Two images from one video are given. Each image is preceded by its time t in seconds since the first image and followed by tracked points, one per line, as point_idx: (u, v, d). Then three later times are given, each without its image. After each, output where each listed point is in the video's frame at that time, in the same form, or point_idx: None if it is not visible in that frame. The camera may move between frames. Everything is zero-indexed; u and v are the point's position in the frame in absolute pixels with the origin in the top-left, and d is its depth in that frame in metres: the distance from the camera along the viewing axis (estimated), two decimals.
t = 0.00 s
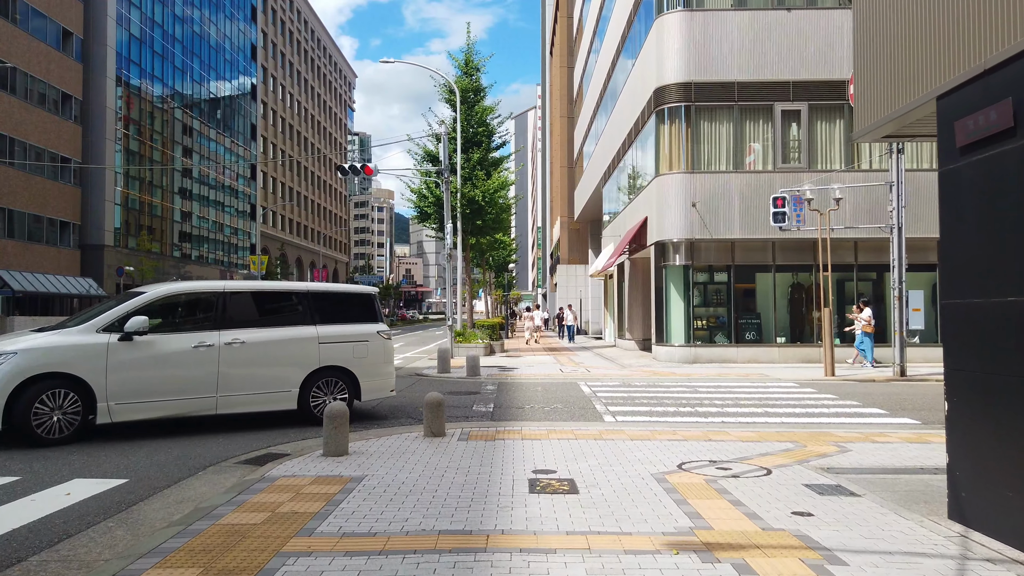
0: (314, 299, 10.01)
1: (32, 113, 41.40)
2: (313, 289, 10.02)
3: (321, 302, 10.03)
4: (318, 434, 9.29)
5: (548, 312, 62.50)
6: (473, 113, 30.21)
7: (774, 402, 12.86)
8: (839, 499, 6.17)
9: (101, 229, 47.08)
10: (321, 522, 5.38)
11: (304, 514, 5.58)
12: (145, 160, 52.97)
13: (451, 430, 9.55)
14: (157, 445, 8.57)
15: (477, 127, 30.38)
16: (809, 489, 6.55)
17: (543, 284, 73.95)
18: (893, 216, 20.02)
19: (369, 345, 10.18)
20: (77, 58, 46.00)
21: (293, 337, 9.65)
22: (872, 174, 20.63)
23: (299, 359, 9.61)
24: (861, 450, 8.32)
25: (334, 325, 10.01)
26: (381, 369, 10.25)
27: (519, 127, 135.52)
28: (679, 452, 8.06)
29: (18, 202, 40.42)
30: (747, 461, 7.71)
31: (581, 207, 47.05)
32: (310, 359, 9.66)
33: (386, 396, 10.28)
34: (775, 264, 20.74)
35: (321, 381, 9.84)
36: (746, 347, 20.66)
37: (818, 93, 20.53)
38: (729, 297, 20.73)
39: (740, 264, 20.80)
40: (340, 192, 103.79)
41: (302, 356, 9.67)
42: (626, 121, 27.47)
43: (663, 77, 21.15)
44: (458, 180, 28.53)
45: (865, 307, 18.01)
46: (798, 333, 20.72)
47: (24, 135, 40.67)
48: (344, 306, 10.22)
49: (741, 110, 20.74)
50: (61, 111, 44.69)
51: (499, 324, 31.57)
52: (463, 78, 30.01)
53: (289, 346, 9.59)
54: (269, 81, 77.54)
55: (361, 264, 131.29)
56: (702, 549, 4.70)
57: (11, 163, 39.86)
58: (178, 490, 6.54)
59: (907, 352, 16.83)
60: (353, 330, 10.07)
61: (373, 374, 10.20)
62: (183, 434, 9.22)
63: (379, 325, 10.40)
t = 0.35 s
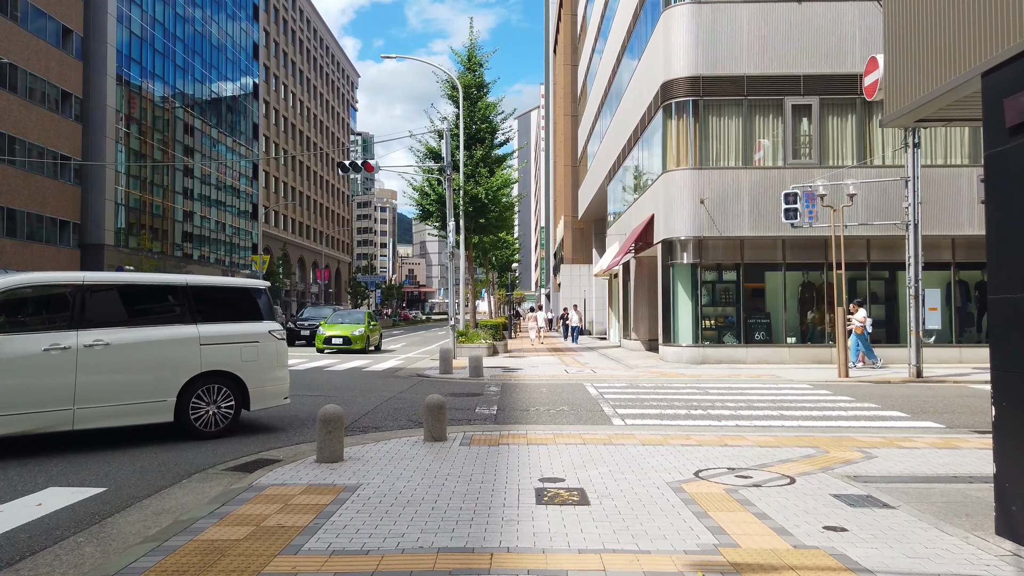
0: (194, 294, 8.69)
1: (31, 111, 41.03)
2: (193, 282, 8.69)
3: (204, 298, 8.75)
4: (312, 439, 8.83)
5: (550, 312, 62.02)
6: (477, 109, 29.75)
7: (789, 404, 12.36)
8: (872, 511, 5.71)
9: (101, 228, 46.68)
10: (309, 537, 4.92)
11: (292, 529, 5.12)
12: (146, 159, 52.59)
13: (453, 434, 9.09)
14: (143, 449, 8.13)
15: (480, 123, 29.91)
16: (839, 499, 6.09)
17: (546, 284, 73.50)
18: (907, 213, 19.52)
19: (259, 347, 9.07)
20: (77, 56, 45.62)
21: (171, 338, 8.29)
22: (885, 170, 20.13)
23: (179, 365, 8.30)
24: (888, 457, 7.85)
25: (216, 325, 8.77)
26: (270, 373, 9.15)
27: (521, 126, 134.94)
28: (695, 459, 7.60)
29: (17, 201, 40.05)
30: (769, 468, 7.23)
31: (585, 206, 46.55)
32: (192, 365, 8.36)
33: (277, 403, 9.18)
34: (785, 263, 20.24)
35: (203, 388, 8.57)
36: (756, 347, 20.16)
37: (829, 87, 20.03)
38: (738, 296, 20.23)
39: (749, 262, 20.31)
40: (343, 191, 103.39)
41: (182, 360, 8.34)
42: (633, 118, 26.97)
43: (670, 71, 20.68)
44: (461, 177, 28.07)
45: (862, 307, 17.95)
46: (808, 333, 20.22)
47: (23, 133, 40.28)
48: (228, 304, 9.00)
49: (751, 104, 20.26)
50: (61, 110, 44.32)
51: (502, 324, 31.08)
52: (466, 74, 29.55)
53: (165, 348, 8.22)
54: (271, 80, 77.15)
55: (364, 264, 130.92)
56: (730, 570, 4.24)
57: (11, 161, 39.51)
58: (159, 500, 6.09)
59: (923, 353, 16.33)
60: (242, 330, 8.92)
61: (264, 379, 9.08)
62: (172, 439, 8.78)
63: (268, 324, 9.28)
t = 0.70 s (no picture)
0: (42, 289, 7.23)
1: (34, 109, 40.67)
2: (39, 275, 7.22)
3: (54, 295, 7.28)
4: (310, 445, 8.36)
5: (556, 312, 61.53)
6: (482, 105, 29.29)
7: (810, 408, 11.85)
8: (917, 529, 5.25)
9: (104, 227, 46.36)
10: (299, 561, 4.45)
11: (283, 550, 4.66)
12: (149, 158, 52.24)
13: (458, 440, 8.63)
14: (130, 457, 7.64)
15: (486, 120, 29.46)
16: (879, 515, 5.62)
17: (552, 283, 73.01)
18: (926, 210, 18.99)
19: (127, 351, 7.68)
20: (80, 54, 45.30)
21: (10, 341, 6.75)
22: (903, 165, 19.59)
23: (26, 373, 6.82)
24: (922, 466, 7.37)
25: (72, 326, 7.32)
26: (140, 382, 7.77)
27: (525, 125, 134.36)
28: (717, 469, 7.12)
29: (18, 201, 39.65)
30: (796, 481, 6.76)
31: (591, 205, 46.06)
32: (40, 372, 6.90)
33: (148, 418, 7.77)
34: (798, 261, 19.74)
35: (53, 403, 7.07)
36: (768, 348, 19.64)
37: (844, 80, 19.50)
38: (750, 296, 19.71)
39: (761, 261, 19.79)
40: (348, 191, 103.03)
41: (29, 368, 6.85)
42: (642, 113, 26.46)
43: (680, 65, 20.16)
44: (467, 175, 27.61)
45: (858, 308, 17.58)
46: (823, 334, 19.69)
47: (25, 131, 39.92)
48: (83, 302, 7.52)
49: (764, 98, 19.76)
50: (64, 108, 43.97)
51: (508, 324, 30.59)
52: (471, 70, 29.10)
53: (4, 355, 6.67)
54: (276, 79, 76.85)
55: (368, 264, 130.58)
56: None
57: (13, 160, 39.18)
58: (141, 516, 5.63)
59: (945, 354, 15.80)
60: (104, 331, 7.52)
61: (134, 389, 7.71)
62: (163, 446, 8.32)
63: (133, 325, 7.85)
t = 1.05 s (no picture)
0: None
1: (34, 107, 40.27)
2: None
3: None
4: (305, 453, 7.91)
5: (560, 312, 60.97)
6: (486, 101, 28.84)
7: (828, 412, 11.38)
8: (965, 550, 4.79)
9: (105, 226, 45.96)
10: None
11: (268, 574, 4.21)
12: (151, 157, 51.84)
13: (461, 447, 8.18)
14: (112, 467, 7.19)
15: (490, 117, 29.01)
16: (921, 533, 5.16)
17: (555, 283, 72.42)
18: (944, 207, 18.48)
19: None
20: (81, 52, 44.91)
21: None
22: (919, 161, 19.09)
23: None
24: (957, 476, 6.92)
25: None
26: None
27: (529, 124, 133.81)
28: (739, 480, 6.66)
29: (17, 200, 39.24)
30: (824, 493, 6.29)
31: (596, 204, 45.58)
32: None
33: None
34: (810, 260, 19.25)
35: None
36: (779, 350, 19.14)
37: (858, 74, 18.99)
38: (760, 295, 19.22)
39: (772, 260, 19.30)
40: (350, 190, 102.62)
41: None
42: (649, 110, 25.92)
43: (689, 59, 19.67)
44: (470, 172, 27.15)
45: (856, 307, 16.99)
46: (836, 335, 19.16)
47: (25, 129, 39.55)
48: None
49: (775, 93, 19.28)
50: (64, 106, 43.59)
51: (511, 325, 30.12)
52: (474, 66, 28.65)
53: None
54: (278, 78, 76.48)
55: (371, 264, 130.15)
56: None
57: (13, 159, 38.80)
58: (116, 533, 5.15)
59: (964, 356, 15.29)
60: None
61: None
62: (151, 453, 7.86)
63: None
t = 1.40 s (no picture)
0: None
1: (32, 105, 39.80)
2: None
3: None
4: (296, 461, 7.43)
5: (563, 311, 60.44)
6: (488, 96, 28.38)
7: (846, 415, 10.87)
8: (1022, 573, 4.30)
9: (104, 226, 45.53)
10: None
11: None
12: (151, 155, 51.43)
13: (461, 454, 7.71)
14: (86, 477, 6.69)
15: (492, 112, 28.55)
16: (968, 554, 4.67)
17: (559, 283, 71.81)
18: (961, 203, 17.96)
19: None
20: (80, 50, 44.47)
21: None
22: (934, 156, 18.57)
23: None
24: (993, 486, 6.45)
25: None
26: None
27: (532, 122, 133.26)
28: (762, 491, 6.17)
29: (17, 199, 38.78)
30: (854, 506, 5.80)
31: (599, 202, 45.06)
32: None
33: None
34: (821, 258, 18.74)
35: None
36: (789, 350, 18.63)
37: (870, 66, 18.49)
38: (770, 294, 18.71)
39: (782, 257, 18.79)
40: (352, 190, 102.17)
41: None
42: (654, 106, 25.38)
43: (696, 51, 19.16)
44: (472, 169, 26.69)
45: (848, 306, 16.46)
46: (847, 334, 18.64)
47: (24, 128, 39.11)
48: None
49: (784, 86, 18.78)
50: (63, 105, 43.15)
51: (514, 325, 29.65)
52: (477, 61, 28.18)
53: None
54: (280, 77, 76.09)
55: (374, 264, 129.71)
56: None
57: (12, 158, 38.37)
58: (78, 556, 4.65)
59: (983, 357, 14.77)
60: None
61: None
62: (130, 461, 7.38)
63: None
